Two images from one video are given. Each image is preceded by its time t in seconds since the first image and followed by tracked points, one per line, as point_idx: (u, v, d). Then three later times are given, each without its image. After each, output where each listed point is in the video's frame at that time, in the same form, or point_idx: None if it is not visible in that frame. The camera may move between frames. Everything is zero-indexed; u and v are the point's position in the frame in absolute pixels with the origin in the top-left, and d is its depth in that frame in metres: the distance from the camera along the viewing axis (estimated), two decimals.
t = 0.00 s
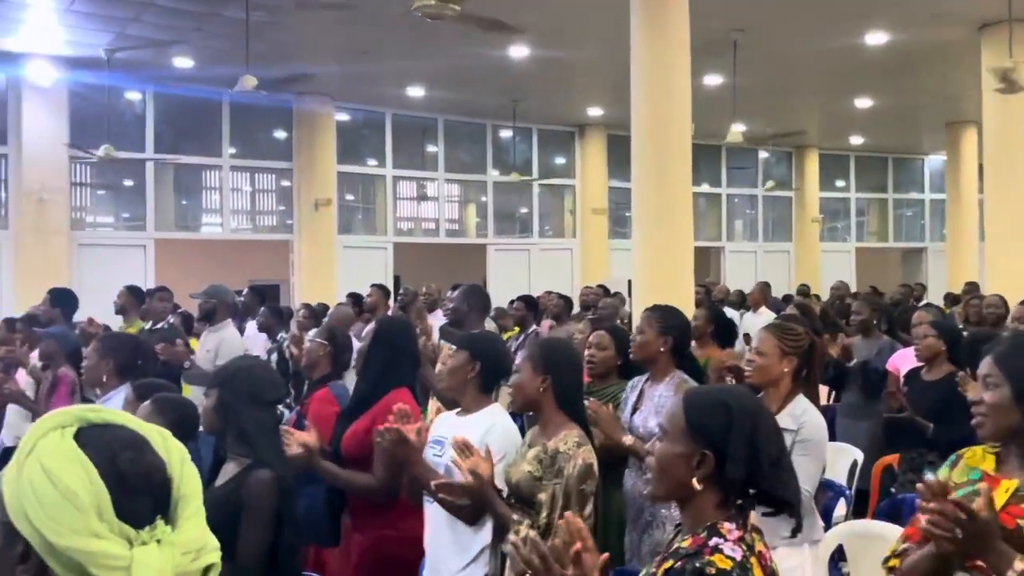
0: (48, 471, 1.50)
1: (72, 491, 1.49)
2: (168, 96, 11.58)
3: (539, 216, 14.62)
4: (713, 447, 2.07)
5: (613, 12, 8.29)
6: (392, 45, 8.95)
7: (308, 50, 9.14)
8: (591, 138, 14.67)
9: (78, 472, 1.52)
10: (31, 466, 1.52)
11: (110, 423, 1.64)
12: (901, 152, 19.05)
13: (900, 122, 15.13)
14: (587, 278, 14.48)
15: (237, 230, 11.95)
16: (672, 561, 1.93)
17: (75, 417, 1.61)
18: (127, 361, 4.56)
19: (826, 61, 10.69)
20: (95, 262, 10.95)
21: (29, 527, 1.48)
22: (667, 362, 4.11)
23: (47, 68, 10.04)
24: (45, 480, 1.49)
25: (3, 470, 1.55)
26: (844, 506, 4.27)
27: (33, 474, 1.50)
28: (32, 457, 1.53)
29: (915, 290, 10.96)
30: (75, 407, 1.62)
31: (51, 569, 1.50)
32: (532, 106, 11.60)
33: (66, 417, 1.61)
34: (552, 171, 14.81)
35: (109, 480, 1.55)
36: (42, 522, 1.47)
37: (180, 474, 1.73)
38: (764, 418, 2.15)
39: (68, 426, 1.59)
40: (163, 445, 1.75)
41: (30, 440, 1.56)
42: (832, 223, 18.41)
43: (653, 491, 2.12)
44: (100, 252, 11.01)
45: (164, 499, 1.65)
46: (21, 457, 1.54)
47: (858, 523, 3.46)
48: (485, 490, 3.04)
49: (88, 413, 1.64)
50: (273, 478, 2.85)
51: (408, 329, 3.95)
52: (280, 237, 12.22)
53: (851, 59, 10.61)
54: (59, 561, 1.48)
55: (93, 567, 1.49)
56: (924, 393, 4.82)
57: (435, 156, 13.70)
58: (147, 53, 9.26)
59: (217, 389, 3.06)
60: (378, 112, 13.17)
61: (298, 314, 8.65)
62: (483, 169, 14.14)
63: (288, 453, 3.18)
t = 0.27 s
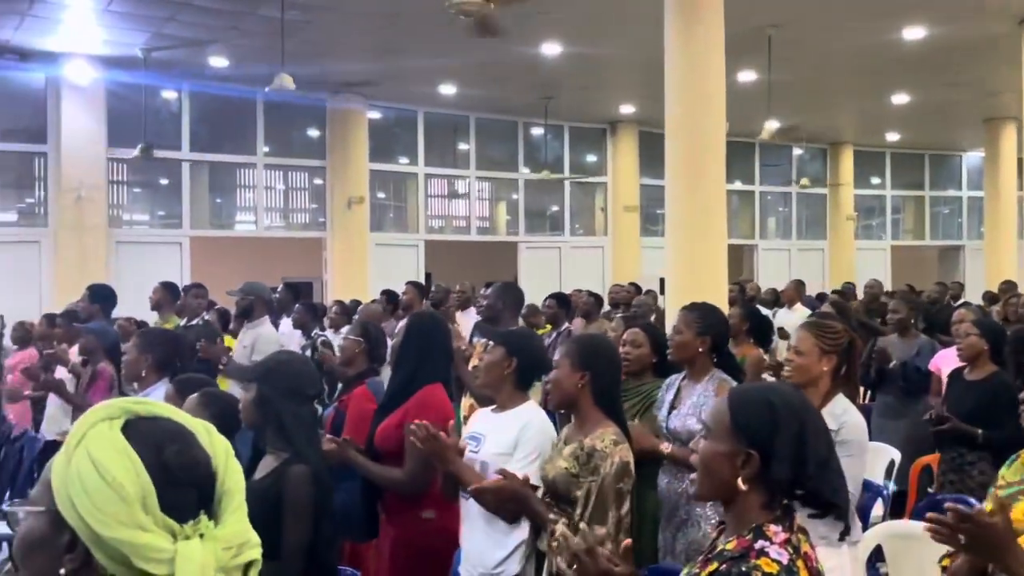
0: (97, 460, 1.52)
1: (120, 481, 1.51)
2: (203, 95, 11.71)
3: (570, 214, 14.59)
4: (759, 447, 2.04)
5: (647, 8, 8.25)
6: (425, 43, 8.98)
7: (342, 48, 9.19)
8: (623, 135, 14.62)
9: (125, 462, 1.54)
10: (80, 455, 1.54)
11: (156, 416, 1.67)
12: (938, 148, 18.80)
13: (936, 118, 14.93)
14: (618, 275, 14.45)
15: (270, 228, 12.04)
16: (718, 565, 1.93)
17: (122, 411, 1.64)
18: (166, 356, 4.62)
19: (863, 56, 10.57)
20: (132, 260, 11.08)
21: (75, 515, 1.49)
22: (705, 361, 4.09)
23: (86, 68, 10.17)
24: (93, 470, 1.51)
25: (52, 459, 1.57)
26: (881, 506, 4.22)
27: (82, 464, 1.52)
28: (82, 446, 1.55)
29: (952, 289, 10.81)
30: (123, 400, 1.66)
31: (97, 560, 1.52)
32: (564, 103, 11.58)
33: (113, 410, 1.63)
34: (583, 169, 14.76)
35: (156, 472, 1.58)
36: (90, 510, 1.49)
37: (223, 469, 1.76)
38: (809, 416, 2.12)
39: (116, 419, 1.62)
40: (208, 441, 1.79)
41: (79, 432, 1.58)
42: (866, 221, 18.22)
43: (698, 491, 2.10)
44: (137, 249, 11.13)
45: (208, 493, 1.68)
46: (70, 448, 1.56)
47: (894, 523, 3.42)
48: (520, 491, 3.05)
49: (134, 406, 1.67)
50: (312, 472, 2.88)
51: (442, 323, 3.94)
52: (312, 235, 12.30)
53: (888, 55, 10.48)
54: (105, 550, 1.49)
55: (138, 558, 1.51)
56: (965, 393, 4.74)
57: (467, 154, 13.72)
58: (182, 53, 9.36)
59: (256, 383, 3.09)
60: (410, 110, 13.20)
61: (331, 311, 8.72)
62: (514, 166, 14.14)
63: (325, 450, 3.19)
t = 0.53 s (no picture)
0: (134, 461, 1.53)
1: (157, 481, 1.53)
2: (242, 96, 11.84)
3: (605, 213, 14.55)
4: (803, 449, 2.02)
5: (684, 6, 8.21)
6: (462, 43, 9.01)
7: (379, 48, 9.23)
8: (659, 135, 14.55)
9: (162, 462, 1.55)
10: (117, 456, 1.55)
11: (190, 415, 1.67)
12: (981, 146, 18.49)
13: (979, 116, 14.69)
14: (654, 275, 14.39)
15: (307, 228, 12.14)
16: (762, 568, 1.92)
17: (156, 410, 1.65)
18: (209, 355, 4.68)
19: (904, 54, 10.42)
20: (172, 260, 11.22)
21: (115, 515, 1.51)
22: (747, 361, 4.09)
23: (128, 70, 10.32)
24: (130, 471, 1.52)
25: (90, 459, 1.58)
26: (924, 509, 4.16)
27: (119, 464, 1.53)
28: (119, 447, 1.56)
29: (995, 289, 10.62)
30: (158, 399, 1.66)
31: (137, 560, 1.54)
32: (600, 102, 11.54)
33: (149, 409, 1.64)
34: (619, 168, 14.71)
35: (192, 471, 1.59)
36: (127, 511, 1.50)
37: (261, 464, 1.77)
38: (854, 419, 2.09)
39: (152, 418, 1.63)
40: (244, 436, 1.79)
41: (114, 431, 1.59)
42: (906, 220, 17.98)
43: (739, 491, 2.08)
44: (177, 249, 11.27)
45: (246, 490, 1.69)
46: (107, 448, 1.57)
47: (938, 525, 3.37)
48: (560, 493, 3.10)
49: (168, 405, 1.68)
50: (354, 470, 2.90)
51: (478, 322, 3.95)
52: (349, 234, 12.38)
53: (930, 52, 10.32)
54: (143, 549, 1.51)
55: (177, 557, 1.53)
56: (1013, 395, 4.67)
57: (502, 153, 13.73)
58: (222, 54, 9.47)
59: (299, 382, 3.12)
60: (445, 110, 13.24)
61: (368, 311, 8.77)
62: (549, 166, 14.12)
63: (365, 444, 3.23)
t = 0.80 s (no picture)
0: (202, 455, 1.58)
1: (225, 474, 1.57)
2: (282, 100, 11.97)
3: (643, 215, 14.50)
4: (845, 447, 2.01)
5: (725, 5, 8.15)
6: (500, 45, 9.04)
7: (418, 51, 9.28)
8: (697, 136, 14.48)
9: (228, 457, 1.59)
10: (186, 451, 1.60)
11: (253, 413, 1.72)
12: None
13: None
14: (693, 277, 14.34)
15: (345, 230, 12.24)
16: (804, 563, 1.90)
17: (220, 408, 1.70)
18: (252, 355, 4.74)
19: (948, 53, 10.27)
20: (213, 261, 11.38)
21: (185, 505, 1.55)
22: (792, 365, 4.04)
23: (171, 75, 10.49)
24: (199, 465, 1.57)
25: (158, 455, 1.63)
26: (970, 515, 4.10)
27: (188, 460, 1.58)
28: (187, 441, 1.61)
29: None
30: (222, 397, 1.72)
31: (204, 551, 1.58)
32: (638, 104, 11.50)
33: (212, 406, 1.69)
34: (656, 170, 14.64)
35: (257, 467, 1.63)
36: (196, 502, 1.55)
37: (318, 463, 1.82)
38: (897, 416, 2.05)
39: (217, 415, 1.67)
40: (303, 436, 1.85)
41: (182, 427, 1.64)
42: (949, 222, 17.71)
43: (781, 490, 2.07)
44: (218, 251, 11.43)
45: (306, 486, 1.73)
46: (176, 444, 1.62)
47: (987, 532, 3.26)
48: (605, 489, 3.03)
49: (233, 404, 1.73)
50: (398, 470, 2.92)
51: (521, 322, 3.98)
52: (387, 237, 12.46)
53: (976, 51, 10.16)
54: (211, 541, 1.55)
55: (242, 549, 1.57)
56: None
57: (539, 155, 13.74)
58: (263, 59, 9.59)
59: (344, 383, 3.16)
60: (483, 112, 13.28)
61: (407, 312, 8.84)
62: (586, 168, 14.10)
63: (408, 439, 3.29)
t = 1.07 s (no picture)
0: (235, 457, 1.49)
1: (259, 475, 1.48)
2: (322, 106, 12.10)
3: (680, 220, 14.43)
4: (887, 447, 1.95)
5: (764, 7, 8.11)
6: (538, 50, 9.06)
7: (456, 57, 9.33)
8: (736, 140, 14.39)
9: (260, 457, 1.50)
10: (221, 452, 1.50)
11: (286, 413, 1.61)
12: None
13: None
14: (731, 282, 14.29)
15: (383, 234, 12.31)
16: (851, 564, 1.85)
17: (254, 407, 1.59)
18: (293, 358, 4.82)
19: (993, 55, 10.11)
20: (254, 266, 11.51)
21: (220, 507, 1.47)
22: (832, 372, 4.00)
23: (214, 82, 10.65)
24: (232, 466, 1.48)
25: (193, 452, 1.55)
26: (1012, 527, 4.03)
27: (222, 461, 1.49)
28: (221, 441, 1.52)
29: None
30: (257, 398, 1.61)
31: (236, 550, 1.50)
32: (676, 108, 11.45)
33: (246, 407, 1.59)
34: (694, 174, 14.56)
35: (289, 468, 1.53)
36: (228, 503, 1.47)
37: (350, 464, 1.71)
38: (937, 418, 2.02)
39: (250, 416, 1.57)
40: (335, 436, 1.73)
41: (217, 426, 1.55)
42: (994, 227, 17.41)
43: (821, 493, 2.01)
44: (259, 255, 11.56)
45: (338, 488, 1.63)
46: (211, 444, 1.53)
47: None
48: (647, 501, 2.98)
49: (268, 404, 1.62)
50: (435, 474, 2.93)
51: (554, 326, 3.99)
52: (425, 241, 12.52)
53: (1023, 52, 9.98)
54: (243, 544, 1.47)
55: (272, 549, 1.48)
56: None
57: (576, 160, 13.73)
58: (303, 65, 9.70)
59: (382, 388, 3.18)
60: (520, 117, 13.31)
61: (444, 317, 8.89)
62: (623, 173, 14.07)
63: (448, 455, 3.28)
